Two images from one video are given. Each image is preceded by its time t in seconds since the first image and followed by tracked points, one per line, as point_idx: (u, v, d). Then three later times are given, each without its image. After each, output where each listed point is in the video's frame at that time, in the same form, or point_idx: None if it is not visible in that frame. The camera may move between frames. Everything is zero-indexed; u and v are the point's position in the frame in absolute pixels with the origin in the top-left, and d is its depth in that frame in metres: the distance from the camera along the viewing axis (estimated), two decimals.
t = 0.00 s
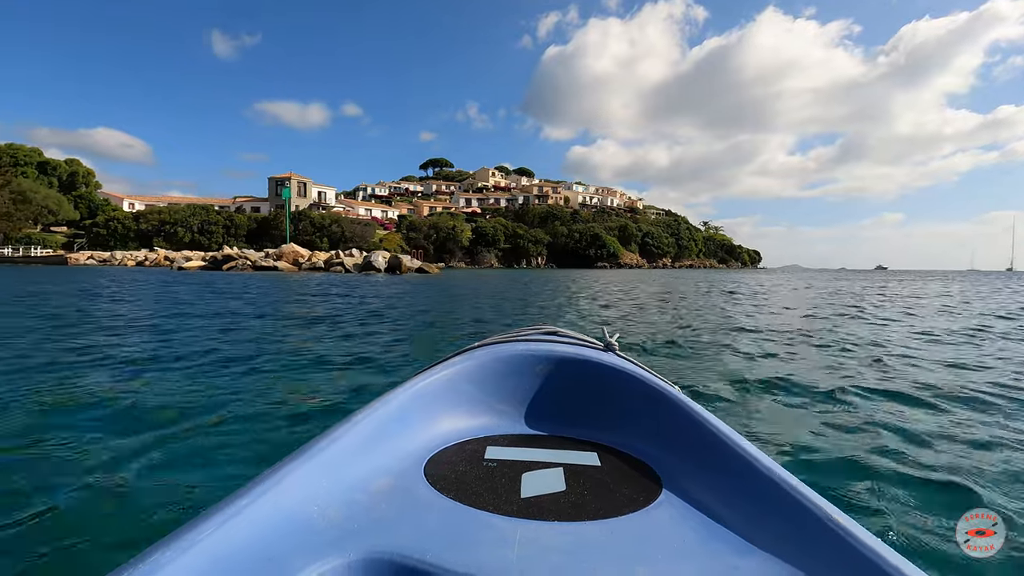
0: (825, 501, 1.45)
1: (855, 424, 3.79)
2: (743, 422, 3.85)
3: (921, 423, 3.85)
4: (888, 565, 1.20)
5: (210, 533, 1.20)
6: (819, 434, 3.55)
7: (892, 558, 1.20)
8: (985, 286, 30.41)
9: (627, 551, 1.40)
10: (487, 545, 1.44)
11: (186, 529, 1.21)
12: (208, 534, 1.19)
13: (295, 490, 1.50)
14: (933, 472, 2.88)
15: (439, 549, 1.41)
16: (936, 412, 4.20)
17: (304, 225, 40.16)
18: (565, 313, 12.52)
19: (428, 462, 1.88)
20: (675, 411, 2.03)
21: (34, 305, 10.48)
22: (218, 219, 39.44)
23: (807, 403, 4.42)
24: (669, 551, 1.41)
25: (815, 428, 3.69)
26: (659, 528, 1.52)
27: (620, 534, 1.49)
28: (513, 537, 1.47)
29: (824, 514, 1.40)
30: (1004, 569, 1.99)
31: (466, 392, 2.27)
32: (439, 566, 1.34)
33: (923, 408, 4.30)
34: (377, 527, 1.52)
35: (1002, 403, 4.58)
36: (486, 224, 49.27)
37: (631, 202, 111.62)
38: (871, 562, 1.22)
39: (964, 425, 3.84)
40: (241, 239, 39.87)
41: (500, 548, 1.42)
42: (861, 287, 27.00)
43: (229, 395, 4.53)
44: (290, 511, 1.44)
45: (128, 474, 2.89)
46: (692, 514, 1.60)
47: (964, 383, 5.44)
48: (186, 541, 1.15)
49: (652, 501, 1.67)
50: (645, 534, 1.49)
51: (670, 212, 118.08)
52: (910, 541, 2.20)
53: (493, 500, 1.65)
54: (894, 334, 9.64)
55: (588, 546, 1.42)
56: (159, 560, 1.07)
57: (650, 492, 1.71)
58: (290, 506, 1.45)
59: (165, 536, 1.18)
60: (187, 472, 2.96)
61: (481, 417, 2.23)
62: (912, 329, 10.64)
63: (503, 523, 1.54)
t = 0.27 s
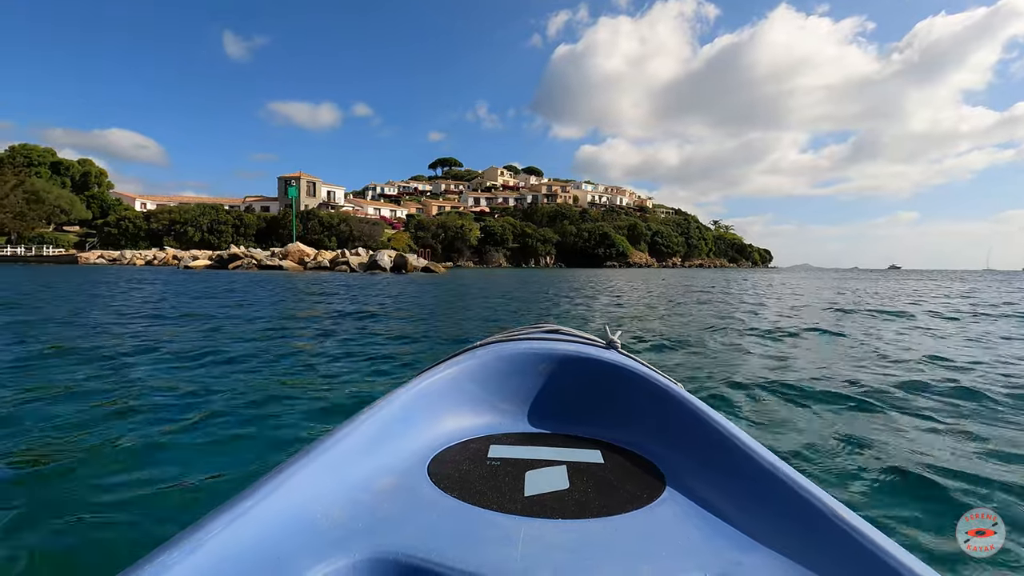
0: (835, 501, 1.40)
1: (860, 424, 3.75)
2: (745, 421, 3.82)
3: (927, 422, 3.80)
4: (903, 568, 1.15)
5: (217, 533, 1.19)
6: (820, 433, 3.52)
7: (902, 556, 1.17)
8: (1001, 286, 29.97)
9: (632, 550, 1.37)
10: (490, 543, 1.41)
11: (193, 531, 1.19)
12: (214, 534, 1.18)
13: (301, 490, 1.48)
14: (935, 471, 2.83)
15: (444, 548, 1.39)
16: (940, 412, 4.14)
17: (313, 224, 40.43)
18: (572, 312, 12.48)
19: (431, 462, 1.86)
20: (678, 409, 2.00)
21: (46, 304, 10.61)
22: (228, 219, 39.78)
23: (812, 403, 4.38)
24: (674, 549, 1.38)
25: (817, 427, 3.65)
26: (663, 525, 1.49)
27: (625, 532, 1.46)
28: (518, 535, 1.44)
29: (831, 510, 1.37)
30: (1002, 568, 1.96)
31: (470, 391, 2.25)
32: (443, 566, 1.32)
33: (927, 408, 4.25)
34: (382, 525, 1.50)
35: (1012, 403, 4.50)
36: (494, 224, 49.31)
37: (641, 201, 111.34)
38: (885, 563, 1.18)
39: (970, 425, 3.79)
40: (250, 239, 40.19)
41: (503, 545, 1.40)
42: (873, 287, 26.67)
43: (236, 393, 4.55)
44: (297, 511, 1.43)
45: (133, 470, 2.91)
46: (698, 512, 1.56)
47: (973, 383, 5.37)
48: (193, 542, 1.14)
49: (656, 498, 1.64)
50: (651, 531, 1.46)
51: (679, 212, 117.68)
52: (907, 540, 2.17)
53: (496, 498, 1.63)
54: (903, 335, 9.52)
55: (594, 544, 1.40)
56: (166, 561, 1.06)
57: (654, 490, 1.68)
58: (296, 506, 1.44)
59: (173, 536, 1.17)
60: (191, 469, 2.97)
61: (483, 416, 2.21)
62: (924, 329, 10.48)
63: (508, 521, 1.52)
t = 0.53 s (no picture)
0: (829, 501, 1.39)
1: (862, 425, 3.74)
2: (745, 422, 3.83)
3: (930, 424, 3.79)
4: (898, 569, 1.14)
5: (209, 536, 1.20)
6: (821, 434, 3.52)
7: (893, 554, 1.16)
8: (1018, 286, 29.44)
9: (624, 550, 1.37)
10: (483, 544, 1.42)
11: (185, 534, 1.21)
12: (206, 538, 1.20)
13: (294, 491, 1.50)
14: (937, 473, 2.83)
15: (436, 547, 1.40)
16: (942, 413, 4.13)
17: (322, 224, 40.66)
18: (578, 312, 12.46)
19: (425, 462, 1.87)
20: (672, 408, 1.99)
21: (57, 303, 10.75)
22: (238, 218, 40.09)
23: (813, 403, 4.37)
24: (666, 549, 1.38)
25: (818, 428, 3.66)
26: (655, 524, 1.49)
27: (617, 532, 1.46)
28: (509, 536, 1.45)
29: (822, 509, 1.37)
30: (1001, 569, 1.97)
31: (464, 391, 2.26)
32: (435, 565, 1.33)
33: (930, 409, 4.24)
34: (376, 525, 1.51)
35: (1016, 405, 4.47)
36: (503, 223, 49.32)
37: (651, 200, 110.73)
38: (882, 565, 1.16)
39: (973, 426, 3.78)
40: (259, 239, 40.51)
41: (495, 546, 1.41)
42: (885, 286, 26.36)
43: (241, 392, 4.59)
44: (289, 513, 1.44)
45: (136, 468, 2.94)
46: (691, 512, 1.56)
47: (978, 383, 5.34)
48: (185, 545, 1.15)
49: (649, 497, 1.64)
50: (643, 531, 1.46)
51: (689, 211, 117.04)
52: (905, 540, 2.19)
53: (489, 499, 1.64)
54: (914, 335, 9.40)
55: (585, 544, 1.40)
56: (157, 564, 1.08)
57: (648, 489, 1.68)
58: (288, 508, 1.45)
59: (164, 540, 1.18)
60: (193, 468, 3.00)
61: (477, 416, 2.22)
62: (934, 329, 10.37)
63: (500, 522, 1.52)
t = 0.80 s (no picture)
0: (824, 505, 1.38)
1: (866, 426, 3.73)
2: (747, 422, 3.84)
3: (935, 424, 3.77)
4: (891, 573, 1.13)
5: (202, 542, 1.21)
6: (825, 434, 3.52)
7: (886, 558, 1.16)
8: None
9: (616, 556, 1.36)
10: (476, 549, 1.42)
11: (177, 540, 1.21)
12: (198, 544, 1.20)
13: (286, 497, 1.50)
14: (937, 473, 2.82)
15: (429, 553, 1.41)
16: (949, 413, 4.10)
17: (329, 224, 40.87)
18: (584, 312, 12.43)
19: (418, 467, 1.88)
20: (667, 412, 1.99)
21: (66, 304, 10.86)
22: (246, 218, 40.37)
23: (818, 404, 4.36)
24: (659, 553, 1.38)
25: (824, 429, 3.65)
26: (650, 528, 1.49)
27: (610, 537, 1.46)
28: (502, 541, 1.45)
29: (816, 513, 1.36)
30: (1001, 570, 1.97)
31: (458, 396, 2.26)
32: (426, 570, 1.33)
33: (934, 409, 4.21)
34: (369, 530, 1.52)
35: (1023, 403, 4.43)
36: (510, 223, 49.32)
37: (659, 200, 110.22)
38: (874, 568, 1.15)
39: (977, 426, 3.76)
40: (267, 239, 40.78)
41: (488, 552, 1.40)
42: (897, 286, 26.07)
43: (244, 394, 4.63)
44: (283, 519, 1.44)
45: (138, 469, 2.97)
46: (687, 517, 1.55)
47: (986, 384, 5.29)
48: (179, 551, 1.16)
49: (643, 501, 1.64)
50: (636, 536, 1.46)
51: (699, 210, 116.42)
52: (910, 541, 2.19)
53: (482, 504, 1.64)
54: (923, 335, 9.30)
55: (579, 549, 1.39)
56: (151, 567, 1.09)
57: (642, 494, 1.67)
58: (282, 514, 1.46)
59: (159, 545, 1.19)
60: (193, 469, 3.01)
61: (471, 420, 2.22)
62: (945, 329, 10.25)
63: (493, 527, 1.52)
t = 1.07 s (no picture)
0: (817, 506, 1.37)
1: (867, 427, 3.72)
2: (746, 423, 3.83)
3: (936, 425, 3.75)
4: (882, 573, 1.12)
5: (193, 546, 1.21)
6: (825, 435, 3.51)
7: (877, 558, 1.15)
8: None
9: (609, 559, 1.35)
10: (468, 552, 1.41)
11: (169, 544, 1.21)
12: (189, 548, 1.20)
13: (279, 500, 1.50)
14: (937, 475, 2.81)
15: (421, 556, 1.40)
16: (950, 414, 4.09)
17: (332, 225, 40.95)
18: (586, 314, 12.41)
19: (412, 470, 1.87)
20: (659, 414, 1.98)
21: (69, 305, 10.90)
22: (249, 219, 40.49)
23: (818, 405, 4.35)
24: (653, 556, 1.36)
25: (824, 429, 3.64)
26: (643, 531, 1.47)
27: (604, 540, 1.44)
28: (495, 543, 1.44)
29: (807, 514, 1.35)
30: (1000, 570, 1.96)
31: (452, 399, 2.26)
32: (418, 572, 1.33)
33: (936, 411, 4.20)
34: (362, 533, 1.51)
35: None
36: (513, 223, 49.34)
37: (663, 201, 110.03)
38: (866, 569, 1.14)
39: (978, 427, 3.75)
40: (270, 240, 40.90)
41: (480, 555, 1.40)
42: (902, 288, 25.96)
43: (244, 395, 4.64)
44: (274, 522, 1.44)
45: (136, 469, 2.97)
46: (681, 519, 1.53)
47: (989, 385, 5.26)
48: (169, 554, 1.16)
49: (637, 503, 1.62)
50: (629, 538, 1.45)
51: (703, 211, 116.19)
52: (908, 540, 2.19)
53: (475, 507, 1.63)
54: (925, 336, 9.27)
55: (572, 551, 1.38)
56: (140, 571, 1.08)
57: (635, 496, 1.66)
58: (274, 517, 1.45)
59: (150, 549, 1.19)
60: (190, 469, 3.01)
61: (465, 422, 2.21)
62: (949, 330, 10.20)
63: (486, 530, 1.52)
